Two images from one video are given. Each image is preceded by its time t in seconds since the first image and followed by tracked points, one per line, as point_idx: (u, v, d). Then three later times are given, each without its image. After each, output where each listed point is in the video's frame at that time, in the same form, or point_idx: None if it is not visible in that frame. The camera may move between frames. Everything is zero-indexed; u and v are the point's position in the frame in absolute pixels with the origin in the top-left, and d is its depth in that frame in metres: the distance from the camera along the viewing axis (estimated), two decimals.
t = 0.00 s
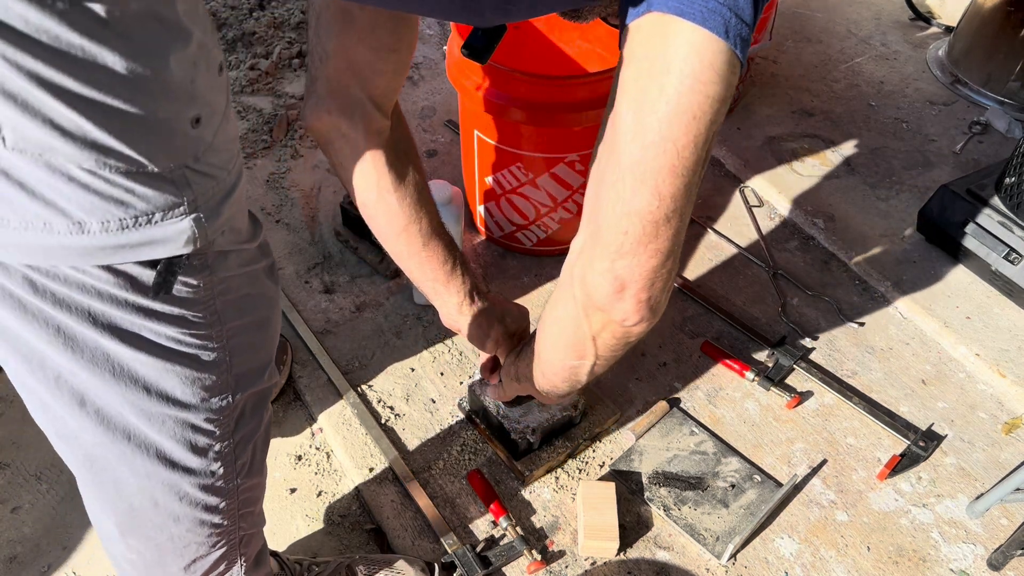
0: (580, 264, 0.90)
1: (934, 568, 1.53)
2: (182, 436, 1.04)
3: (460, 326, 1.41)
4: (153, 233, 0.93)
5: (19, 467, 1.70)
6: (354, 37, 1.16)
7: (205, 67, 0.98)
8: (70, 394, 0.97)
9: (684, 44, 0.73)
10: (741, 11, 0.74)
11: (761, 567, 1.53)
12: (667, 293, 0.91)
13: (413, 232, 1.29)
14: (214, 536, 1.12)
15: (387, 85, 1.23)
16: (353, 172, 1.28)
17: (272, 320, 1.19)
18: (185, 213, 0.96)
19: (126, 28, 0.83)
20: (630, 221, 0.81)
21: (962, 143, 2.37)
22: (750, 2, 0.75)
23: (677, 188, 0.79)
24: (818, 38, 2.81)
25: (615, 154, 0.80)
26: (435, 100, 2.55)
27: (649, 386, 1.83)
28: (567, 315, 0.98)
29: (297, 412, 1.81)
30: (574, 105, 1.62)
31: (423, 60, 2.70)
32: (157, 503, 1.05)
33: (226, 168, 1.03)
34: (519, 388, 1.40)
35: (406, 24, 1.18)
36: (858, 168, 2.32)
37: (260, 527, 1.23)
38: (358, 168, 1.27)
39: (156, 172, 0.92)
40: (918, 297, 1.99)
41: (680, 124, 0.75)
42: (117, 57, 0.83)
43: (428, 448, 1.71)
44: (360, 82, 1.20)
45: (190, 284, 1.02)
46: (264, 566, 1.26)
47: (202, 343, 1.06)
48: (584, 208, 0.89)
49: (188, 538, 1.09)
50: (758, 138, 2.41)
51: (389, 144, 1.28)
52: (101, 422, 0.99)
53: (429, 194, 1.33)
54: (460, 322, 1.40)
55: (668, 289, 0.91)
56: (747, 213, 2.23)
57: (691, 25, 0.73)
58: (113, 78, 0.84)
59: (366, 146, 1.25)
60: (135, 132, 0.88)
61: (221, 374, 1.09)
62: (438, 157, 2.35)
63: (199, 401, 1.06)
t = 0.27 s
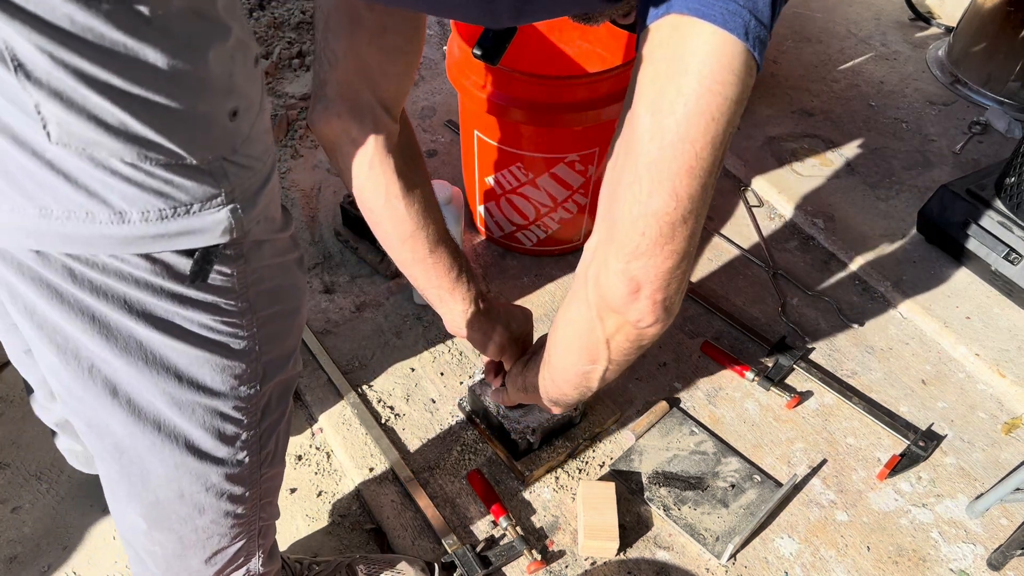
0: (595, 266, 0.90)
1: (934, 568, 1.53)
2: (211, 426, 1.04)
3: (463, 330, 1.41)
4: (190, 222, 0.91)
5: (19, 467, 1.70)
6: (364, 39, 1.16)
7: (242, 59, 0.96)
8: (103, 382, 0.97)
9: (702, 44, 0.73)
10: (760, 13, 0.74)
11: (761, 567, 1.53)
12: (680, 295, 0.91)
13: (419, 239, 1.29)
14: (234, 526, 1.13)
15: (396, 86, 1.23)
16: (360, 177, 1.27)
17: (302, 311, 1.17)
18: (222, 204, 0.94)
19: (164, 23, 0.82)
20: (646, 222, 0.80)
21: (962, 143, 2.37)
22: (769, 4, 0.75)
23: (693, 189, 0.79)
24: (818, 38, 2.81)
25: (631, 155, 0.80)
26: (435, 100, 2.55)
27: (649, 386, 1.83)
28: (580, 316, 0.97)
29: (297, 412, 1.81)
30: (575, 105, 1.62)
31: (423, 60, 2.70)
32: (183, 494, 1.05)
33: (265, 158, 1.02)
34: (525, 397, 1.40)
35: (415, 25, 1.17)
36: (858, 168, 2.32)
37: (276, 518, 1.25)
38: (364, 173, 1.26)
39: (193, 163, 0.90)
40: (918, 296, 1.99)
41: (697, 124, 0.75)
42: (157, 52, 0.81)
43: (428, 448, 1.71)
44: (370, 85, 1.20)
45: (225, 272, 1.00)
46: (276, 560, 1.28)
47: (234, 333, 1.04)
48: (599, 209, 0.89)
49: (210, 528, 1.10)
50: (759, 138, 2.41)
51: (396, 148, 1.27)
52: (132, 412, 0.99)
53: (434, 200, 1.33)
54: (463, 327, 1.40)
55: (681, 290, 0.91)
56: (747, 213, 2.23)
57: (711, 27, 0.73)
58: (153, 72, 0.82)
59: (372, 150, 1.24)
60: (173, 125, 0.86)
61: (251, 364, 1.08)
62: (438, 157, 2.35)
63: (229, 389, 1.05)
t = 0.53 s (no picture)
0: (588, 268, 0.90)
1: (934, 568, 1.53)
2: (235, 424, 1.05)
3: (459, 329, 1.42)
4: (216, 225, 0.92)
5: (19, 467, 1.70)
6: (366, 38, 1.16)
7: (264, 62, 0.96)
8: (130, 382, 0.97)
9: (697, 48, 0.73)
10: (757, 17, 0.74)
11: (761, 567, 1.53)
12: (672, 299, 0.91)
13: (416, 236, 1.29)
14: (254, 523, 1.15)
15: (398, 85, 1.23)
16: (359, 173, 1.27)
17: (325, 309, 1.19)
18: (246, 205, 0.94)
19: (185, 28, 0.82)
20: (640, 226, 0.80)
21: (962, 143, 2.37)
22: (766, 9, 0.75)
23: (687, 194, 0.79)
24: (818, 38, 2.81)
25: (626, 158, 0.80)
26: (435, 100, 2.55)
27: (649, 386, 1.83)
28: (574, 318, 0.98)
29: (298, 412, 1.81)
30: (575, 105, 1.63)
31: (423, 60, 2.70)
32: (207, 493, 1.07)
33: (289, 157, 1.03)
34: (520, 393, 1.39)
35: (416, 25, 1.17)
36: (858, 168, 2.32)
37: (294, 516, 1.26)
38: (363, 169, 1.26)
39: (217, 166, 0.90)
40: (918, 296, 1.99)
41: (691, 129, 0.75)
42: (178, 57, 0.81)
43: (428, 448, 1.71)
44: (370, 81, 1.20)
45: (250, 273, 1.01)
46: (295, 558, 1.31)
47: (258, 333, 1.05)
48: (593, 211, 0.89)
49: (231, 525, 1.12)
50: (759, 138, 2.41)
51: (397, 147, 1.27)
52: (158, 411, 1.00)
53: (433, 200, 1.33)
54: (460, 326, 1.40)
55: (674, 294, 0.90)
56: (748, 213, 2.23)
57: (708, 29, 0.72)
58: (175, 76, 0.82)
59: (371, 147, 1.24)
60: (196, 129, 0.86)
61: (273, 363, 1.09)
62: (438, 157, 2.35)
63: (253, 388, 1.07)
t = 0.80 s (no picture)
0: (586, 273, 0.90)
1: (934, 568, 1.53)
2: (238, 416, 1.05)
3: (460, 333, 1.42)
4: (214, 217, 0.93)
5: (19, 467, 1.70)
6: (364, 39, 1.17)
7: (259, 56, 0.96)
8: (133, 373, 0.98)
9: (692, 53, 0.72)
10: (753, 23, 0.73)
11: (761, 567, 1.53)
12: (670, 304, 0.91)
13: (416, 239, 1.28)
14: (258, 516, 1.15)
15: (396, 89, 1.23)
16: (358, 177, 1.27)
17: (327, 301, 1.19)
18: (243, 198, 0.95)
19: (176, 24, 0.82)
20: (635, 232, 0.80)
21: (963, 143, 2.37)
22: (763, 13, 0.73)
23: (682, 199, 0.78)
24: (818, 38, 2.81)
25: (622, 163, 0.79)
26: (435, 100, 2.55)
27: (649, 386, 1.83)
28: (572, 323, 0.98)
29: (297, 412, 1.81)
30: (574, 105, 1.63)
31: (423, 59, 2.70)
32: (211, 486, 1.07)
33: (288, 150, 1.04)
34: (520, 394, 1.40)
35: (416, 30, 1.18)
36: (858, 168, 2.32)
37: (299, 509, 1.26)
38: (362, 173, 1.26)
39: (212, 159, 0.90)
40: (918, 296, 1.99)
41: (686, 134, 0.74)
42: (170, 52, 0.82)
43: (428, 448, 1.71)
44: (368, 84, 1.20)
45: (249, 264, 1.01)
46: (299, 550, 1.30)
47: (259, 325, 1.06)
48: (591, 214, 0.89)
49: (236, 517, 1.11)
50: (759, 138, 2.41)
51: (396, 150, 1.27)
52: (161, 403, 1.00)
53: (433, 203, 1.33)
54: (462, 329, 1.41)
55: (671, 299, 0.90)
56: (747, 213, 2.23)
57: (703, 34, 0.72)
58: (167, 72, 0.82)
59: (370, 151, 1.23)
60: (189, 124, 0.86)
61: (276, 355, 1.09)
62: (438, 157, 2.35)
63: (255, 378, 1.07)
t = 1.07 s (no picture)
0: (579, 281, 0.90)
1: (934, 568, 1.53)
2: (237, 415, 1.06)
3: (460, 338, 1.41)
4: (201, 219, 0.94)
5: (19, 467, 1.70)
6: (351, 51, 1.16)
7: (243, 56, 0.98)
8: (131, 374, 0.99)
9: (683, 61, 0.72)
10: (744, 29, 0.73)
11: (761, 567, 1.53)
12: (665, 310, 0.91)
13: (411, 247, 1.27)
14: (259, 516, 1.15)
15: (386, 99, 1.22)
16: (351, 189, 1.26)
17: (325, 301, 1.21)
18: (232, 199, 0.96)
19: (154, 26, 0.83)
20: (629, 240, 0.80)
21: (963, 143, 2.37)
22: (754, 20, 0.74)
23: (676, 208, 0.78)
24: (818, 38, 2.81)
25: (614, 172, 0.79)
26: (435, 100, 2.55)
27: (649, 387, 1.83)
28: (566, 331, 0.98)
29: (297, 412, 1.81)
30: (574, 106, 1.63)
31: (423, 60, 2.70)
32: (212, 487, 1.07)
33: (278, 150, 1.06)
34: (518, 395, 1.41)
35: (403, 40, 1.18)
36: (858, 168, 2.31)
37: (300, 509, 1.26)
38: (355, 185, 1.25)
39: (199, 162, 0.92)
40: (918, 296, 1.99)
41: (678, 143, 0.74)
42: (150, 54, 0.83)
43: (428, 448, 1.71)
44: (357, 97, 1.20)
45: (241, 265, 1.03)
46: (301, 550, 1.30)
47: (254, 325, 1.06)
48: (584, 221, 0.89)
49: (237, 518, 1.11)
50: (759, 138, 2.41)
51: (387, 159, 1.26)
52: (159, 403, 1.01)
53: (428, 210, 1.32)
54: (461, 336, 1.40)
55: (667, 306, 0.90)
56: (747, 213, 2.23)
57: (693, 43, 0.72)
58: (148, 75, 0.84)
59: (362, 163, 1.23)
60: (175, 127, 0.88)
61: (273, 355, 1.10)
62: (438, 157, 2.35)
63: (253, 378, 1.07)
